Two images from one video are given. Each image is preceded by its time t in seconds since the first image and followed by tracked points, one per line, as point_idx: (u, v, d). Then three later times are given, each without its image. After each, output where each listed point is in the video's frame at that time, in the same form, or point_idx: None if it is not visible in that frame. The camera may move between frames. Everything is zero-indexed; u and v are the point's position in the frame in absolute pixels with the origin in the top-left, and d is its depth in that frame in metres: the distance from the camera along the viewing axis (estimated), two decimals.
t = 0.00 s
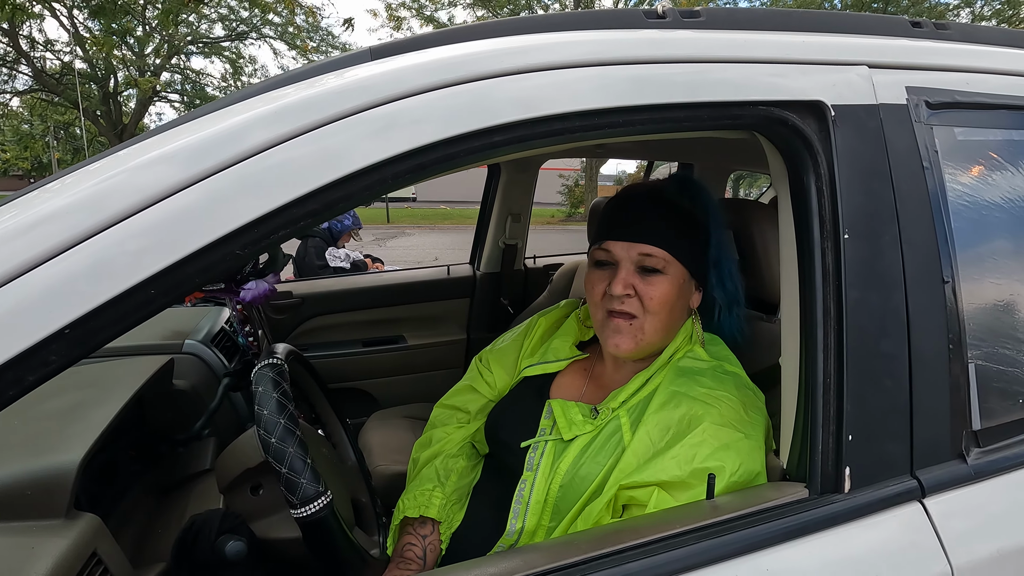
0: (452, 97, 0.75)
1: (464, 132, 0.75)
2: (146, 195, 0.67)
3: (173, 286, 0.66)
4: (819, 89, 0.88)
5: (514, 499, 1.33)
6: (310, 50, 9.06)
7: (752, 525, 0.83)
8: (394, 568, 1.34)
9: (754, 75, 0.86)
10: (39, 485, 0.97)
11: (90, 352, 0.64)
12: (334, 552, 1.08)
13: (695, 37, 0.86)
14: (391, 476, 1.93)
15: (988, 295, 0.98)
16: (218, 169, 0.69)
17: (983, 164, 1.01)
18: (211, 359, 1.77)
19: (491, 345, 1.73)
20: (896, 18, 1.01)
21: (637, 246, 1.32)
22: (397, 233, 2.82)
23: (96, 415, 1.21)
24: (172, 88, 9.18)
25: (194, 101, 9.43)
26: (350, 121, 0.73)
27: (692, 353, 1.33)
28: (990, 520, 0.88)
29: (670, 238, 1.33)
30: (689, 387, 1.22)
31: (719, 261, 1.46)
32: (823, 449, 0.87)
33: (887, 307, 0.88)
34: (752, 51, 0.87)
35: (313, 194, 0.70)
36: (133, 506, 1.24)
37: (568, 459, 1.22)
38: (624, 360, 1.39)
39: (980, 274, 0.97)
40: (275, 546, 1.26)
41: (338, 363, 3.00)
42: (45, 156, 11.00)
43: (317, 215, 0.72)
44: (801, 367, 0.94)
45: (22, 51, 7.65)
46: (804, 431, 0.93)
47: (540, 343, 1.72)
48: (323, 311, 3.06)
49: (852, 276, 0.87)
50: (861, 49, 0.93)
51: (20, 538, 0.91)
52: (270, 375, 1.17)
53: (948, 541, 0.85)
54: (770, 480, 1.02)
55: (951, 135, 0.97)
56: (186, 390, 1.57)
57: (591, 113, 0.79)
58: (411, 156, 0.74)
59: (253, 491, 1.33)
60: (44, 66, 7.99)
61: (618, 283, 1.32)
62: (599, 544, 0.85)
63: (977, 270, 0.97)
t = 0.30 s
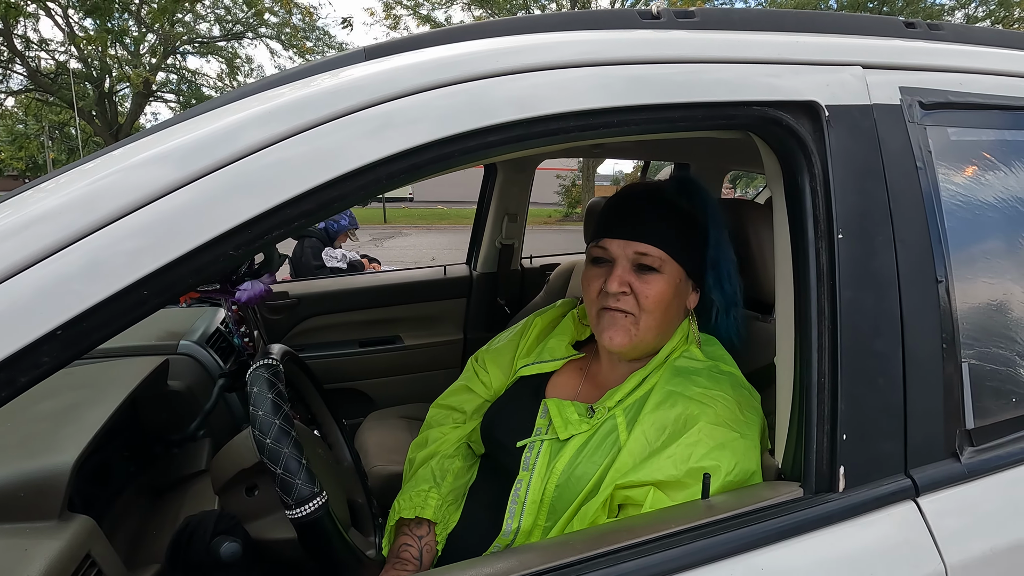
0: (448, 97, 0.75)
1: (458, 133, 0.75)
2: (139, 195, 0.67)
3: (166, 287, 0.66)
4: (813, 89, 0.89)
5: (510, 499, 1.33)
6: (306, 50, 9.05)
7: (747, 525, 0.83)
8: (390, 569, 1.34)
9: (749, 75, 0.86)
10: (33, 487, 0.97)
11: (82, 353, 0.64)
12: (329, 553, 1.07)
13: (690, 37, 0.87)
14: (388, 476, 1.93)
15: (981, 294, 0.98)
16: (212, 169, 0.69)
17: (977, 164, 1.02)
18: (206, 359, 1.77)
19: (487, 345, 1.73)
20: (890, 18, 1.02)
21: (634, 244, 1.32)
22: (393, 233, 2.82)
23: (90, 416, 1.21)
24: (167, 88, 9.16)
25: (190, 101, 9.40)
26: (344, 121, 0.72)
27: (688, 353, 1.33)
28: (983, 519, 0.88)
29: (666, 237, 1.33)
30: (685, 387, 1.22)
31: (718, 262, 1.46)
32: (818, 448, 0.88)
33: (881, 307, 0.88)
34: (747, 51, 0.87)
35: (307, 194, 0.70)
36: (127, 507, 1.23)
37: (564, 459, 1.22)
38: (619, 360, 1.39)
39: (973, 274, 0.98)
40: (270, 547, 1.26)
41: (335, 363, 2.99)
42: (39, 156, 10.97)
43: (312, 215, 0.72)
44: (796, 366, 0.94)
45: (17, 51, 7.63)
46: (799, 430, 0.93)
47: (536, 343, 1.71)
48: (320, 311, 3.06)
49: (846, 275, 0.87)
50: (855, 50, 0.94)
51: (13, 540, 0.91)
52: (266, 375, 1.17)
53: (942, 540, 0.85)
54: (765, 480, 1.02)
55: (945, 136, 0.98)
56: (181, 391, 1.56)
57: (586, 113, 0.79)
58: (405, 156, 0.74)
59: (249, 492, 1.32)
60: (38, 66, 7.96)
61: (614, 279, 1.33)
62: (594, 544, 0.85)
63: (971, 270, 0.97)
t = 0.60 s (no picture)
0: (446, 98, 0.75)
1: (456, 133, 0.75)
2: (136, 196, 0.67)
3: (165, 287, 0.66)
4: (809, 90, 0.89)
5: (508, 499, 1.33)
6: (304, 50, 9.05)
7: (744, 522, 0.84)
8: (389, 569, 1.34)
9: (745, 75, 0.86)
10: (31, 487, 0.97)
11: (81, 354, 0.64)
12: (328, 553, 1.08)
13: (687, 38, 0.87)
14: (386, 476, 1.93)
15: (976, 294, 0.99)
16: (209, 169, 0.69)
17: (972, 165, 1.02)
18: (204, 359, 1.77)
19: (485, 345, 1.73)
20: (885, 19, 1.02)
21: (629, 244, 1.33)
22: (391, 234, 2.80)
23: (88, 417, 1.21)
24: (164, 88, 9.16)
25: (186, 101, 9.38)
26: (342, 122, 0.73)
27: (685, 352, 1.34)
28: (977, 516, 0.89)
29: (661, 237, 1.33)
30: (682, 386, 1.22)
31: (714, 262, 1.47)
32: (814, 447, 0.88)
33: (877, 307, 0.88)
34: (743, 52, 0.88)
35: (305, 194, 0.70)
36: (125, 507, 1.23)
37: (561, 458, 1.23)
38: (616, 360, 1.40)
39: (968, 274, 0.98)
40: (268, 547, 1.26)
41: (332, 363, 2.99)
42: (35, 155, 10.93)
43: (310, 215, 0.72)
44: (792, 366, 0.95)
45: (13, 51, 7.61)
46: (796, 429, 0.93)
47: (533, 343, 1.72)
48: (318, 311, 3.06)
49: (841, 275, 0.88)
50: (850, 51, 0.94)
51: (12, 540, 0.91)
52: (264, 375, 1.17)
53: (937, 537, 0.86)
54: (761, 478, 1.03)
55: (940, 136, 0.98)
56: (179, 391, 1.56)
57: (583, 114, 0.80)
58: (403, 156, 0.74)
59: (247, 492, 1.32)
60: (34, 66, 7.94)
61: (609, 279, 1.33)
62: (592, 543, 0.86)
63: (965, 270, 0.98)
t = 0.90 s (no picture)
0: (444, 97, 0.75)
1: (454, 132, 0.75)
2: (132, 195, 0.67)
3: (163, 286, 0.66)
4: (807, 89, 0.89)
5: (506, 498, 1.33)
6: (301, 49, 9.04)
7: (742, 521, 0.84)
8: (387, 568, 1.34)
9: (742, 75, 0.87)
10: (28, 487, 0.97)
11: (78, 353, 0.64)
12: (326, 552, 1.07)
13: (684, 37, 0.87)
14: (384, 475, 1.93)
15: (973, 293, 0.99)
16: (206, 169, 0.69)
17: (968, 164, 1.03)
18: (202, 359, 1.76)
19: (483, 345, 1.73)
20: (882, 19, 1.03)
21: (627, 247, 1.33)
22: (389, 234, 2.80)
23: (85, 417, 1.21)
24: (160, 88, 9.14)
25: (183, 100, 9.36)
26: (339, 121, 0.73)
27: (683, 352, 1.34)
28: (974, 514, 0.89)
29: (659, 239, 1.33)
30: (680, 386, 1.23)
31: (712, 261, 1.48)
32: (812, 446, 0.88)
33: (874, 306, 0.89)
34: (740, 51, 0.88)
35: (303, 193, 0.70)
36: (123, 507, 1.23)
37: (560, 458, 1.23)
38: (616, 360, 1.41)
39: (965, 273, 0.99)
40: (267, 547, 1.25)
41: (331, 363, 2.99)
42: (31, 155, 10.91)
43: (308, 214, 0.72)
44: (790, 365, 0.95)
45: (8, 50, 7.58)
46: (794, 428, 0.94)
47: (532, 343, 1.72)
48: (316, 311, 3.06)
49: (839, 274, 0.88)
50: (847, 50, 0.94)
51: (10, 540, 0.91)
52: (262, 375, 1.17)
53: (934, 535, 0.86)
54: (759, 477, 1.03)
55: (937, 135, 0.99)
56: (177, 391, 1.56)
57: (581, 113, 0.80)
58: (401, 155, 0.74)
59: (245, 492, 1.34)
60: (30, 66, 7.91)
61: (607, 282, 1.33)
62: (590, 542, 0.86)
63: (962, 269, 0.98)
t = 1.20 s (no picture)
0: (443, 100, 0.76)
1: (454, 135, 0.76)
2: (133, 199, 0.68)
3: (165, 288, 0.67)
4: (803, 92, 0.90)
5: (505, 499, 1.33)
6: (299, 50, 9.03)
7: (739, 521, 0.85)
8: (387, 569, 1.34)
9: (739, 77, 0.87)
10: (29, 487, 0.97)
11: (80, 355, 0.64)
12: (326, 553, 1.08)
13: (682, 40, 0.88)
14: (383, 476, 1.94)
15: (969, 294, 1.00)
16: (206, 172, 0.70)
17: (964, 166, 1.04)
18: (201, 361, 1.77)
19: (482, 347, 1.74)
20: (878, 22, 1.03)
21: (624, 251, 1.33)
22: (388, 235, 2.80)
23: (85, 418, 1.21)
24: (158, 89, 9.14)
25: (181, 101, 9.34)
26: (339, 123, 0.73)
27: (681, 353, 1.34)
28: (969, 513, 0.90)
29: (656, 242, 1.33)
30: (678, 386, 1.23)
31: (708, 261, 1.48)
32: (809, 446, 0.89)
33: (870, 307, 0.89)
34: (737, 54, 0.89)
35: (304, 196, 0.71)
36: (123, 508, 1.23)
37: (559, 459, 1.23)
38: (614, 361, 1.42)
39: (960, 274, 0.99)
40: (267, 548, 1.26)
41: (329, 364, 2.99)
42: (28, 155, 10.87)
43: (308, 217, 0.72)
44: (787, 365, 0.95)
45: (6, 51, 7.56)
46: (791, 428, 0.94)
47: (531, 344, 1.72)
48: (315, 312, 3.07)
49: (836, 275, 0.89)
50: (843, 53, 0.95)
51: (11, 541, 0.91)
52: (262, 376, 1.17)
53: (930, 534, 0.87)
54: (757, 477, 1.04)
55: (932, 137, 1.00)
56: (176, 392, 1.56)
57: (579, 116, 0.80)
58: (401, 158, 0.74)
59: (245, 493, 1.34)
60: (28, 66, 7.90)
61: (605, 287, 1.33)
62: (589, 541, 0.86)
63: (958, 270, 0.99)
